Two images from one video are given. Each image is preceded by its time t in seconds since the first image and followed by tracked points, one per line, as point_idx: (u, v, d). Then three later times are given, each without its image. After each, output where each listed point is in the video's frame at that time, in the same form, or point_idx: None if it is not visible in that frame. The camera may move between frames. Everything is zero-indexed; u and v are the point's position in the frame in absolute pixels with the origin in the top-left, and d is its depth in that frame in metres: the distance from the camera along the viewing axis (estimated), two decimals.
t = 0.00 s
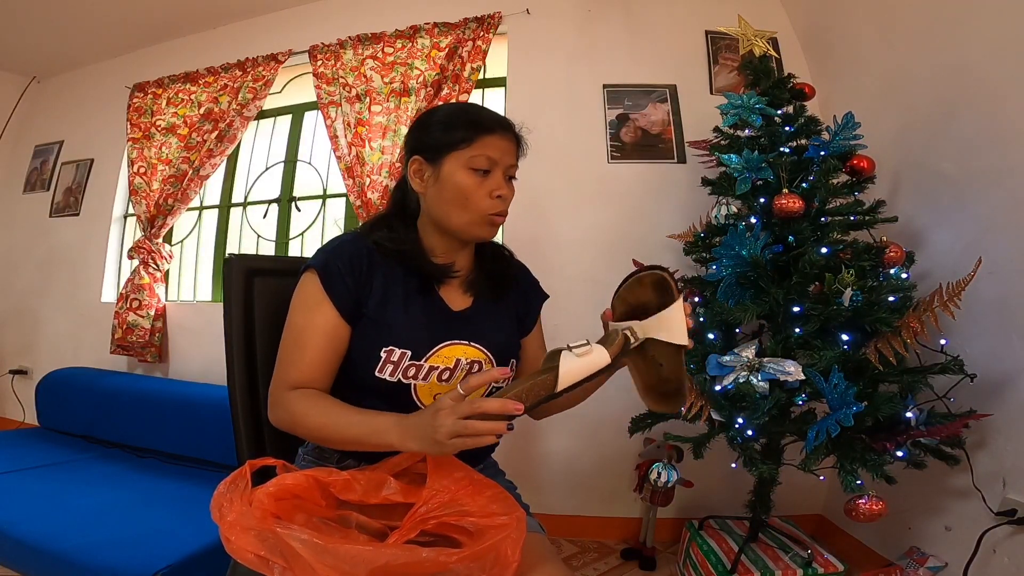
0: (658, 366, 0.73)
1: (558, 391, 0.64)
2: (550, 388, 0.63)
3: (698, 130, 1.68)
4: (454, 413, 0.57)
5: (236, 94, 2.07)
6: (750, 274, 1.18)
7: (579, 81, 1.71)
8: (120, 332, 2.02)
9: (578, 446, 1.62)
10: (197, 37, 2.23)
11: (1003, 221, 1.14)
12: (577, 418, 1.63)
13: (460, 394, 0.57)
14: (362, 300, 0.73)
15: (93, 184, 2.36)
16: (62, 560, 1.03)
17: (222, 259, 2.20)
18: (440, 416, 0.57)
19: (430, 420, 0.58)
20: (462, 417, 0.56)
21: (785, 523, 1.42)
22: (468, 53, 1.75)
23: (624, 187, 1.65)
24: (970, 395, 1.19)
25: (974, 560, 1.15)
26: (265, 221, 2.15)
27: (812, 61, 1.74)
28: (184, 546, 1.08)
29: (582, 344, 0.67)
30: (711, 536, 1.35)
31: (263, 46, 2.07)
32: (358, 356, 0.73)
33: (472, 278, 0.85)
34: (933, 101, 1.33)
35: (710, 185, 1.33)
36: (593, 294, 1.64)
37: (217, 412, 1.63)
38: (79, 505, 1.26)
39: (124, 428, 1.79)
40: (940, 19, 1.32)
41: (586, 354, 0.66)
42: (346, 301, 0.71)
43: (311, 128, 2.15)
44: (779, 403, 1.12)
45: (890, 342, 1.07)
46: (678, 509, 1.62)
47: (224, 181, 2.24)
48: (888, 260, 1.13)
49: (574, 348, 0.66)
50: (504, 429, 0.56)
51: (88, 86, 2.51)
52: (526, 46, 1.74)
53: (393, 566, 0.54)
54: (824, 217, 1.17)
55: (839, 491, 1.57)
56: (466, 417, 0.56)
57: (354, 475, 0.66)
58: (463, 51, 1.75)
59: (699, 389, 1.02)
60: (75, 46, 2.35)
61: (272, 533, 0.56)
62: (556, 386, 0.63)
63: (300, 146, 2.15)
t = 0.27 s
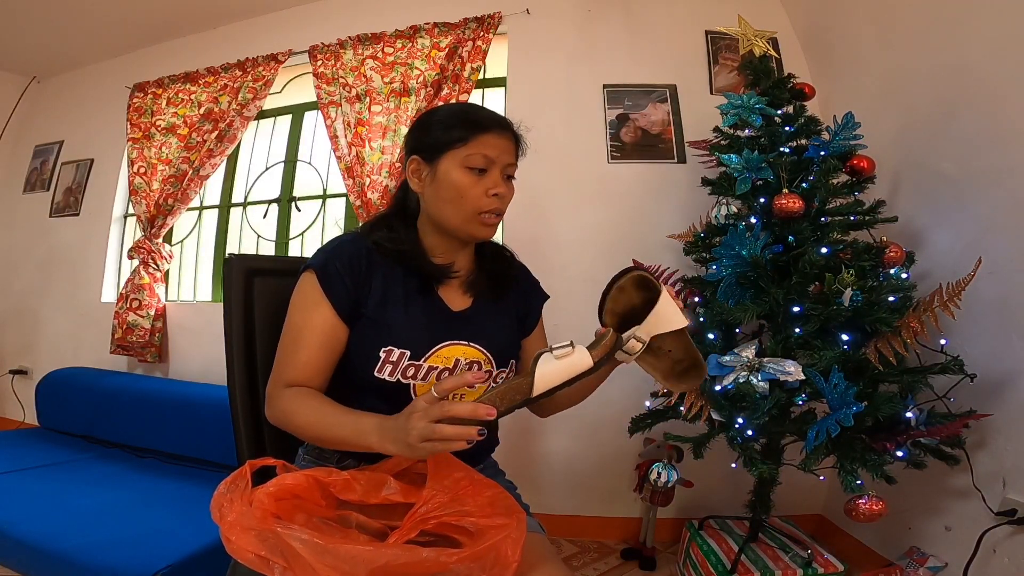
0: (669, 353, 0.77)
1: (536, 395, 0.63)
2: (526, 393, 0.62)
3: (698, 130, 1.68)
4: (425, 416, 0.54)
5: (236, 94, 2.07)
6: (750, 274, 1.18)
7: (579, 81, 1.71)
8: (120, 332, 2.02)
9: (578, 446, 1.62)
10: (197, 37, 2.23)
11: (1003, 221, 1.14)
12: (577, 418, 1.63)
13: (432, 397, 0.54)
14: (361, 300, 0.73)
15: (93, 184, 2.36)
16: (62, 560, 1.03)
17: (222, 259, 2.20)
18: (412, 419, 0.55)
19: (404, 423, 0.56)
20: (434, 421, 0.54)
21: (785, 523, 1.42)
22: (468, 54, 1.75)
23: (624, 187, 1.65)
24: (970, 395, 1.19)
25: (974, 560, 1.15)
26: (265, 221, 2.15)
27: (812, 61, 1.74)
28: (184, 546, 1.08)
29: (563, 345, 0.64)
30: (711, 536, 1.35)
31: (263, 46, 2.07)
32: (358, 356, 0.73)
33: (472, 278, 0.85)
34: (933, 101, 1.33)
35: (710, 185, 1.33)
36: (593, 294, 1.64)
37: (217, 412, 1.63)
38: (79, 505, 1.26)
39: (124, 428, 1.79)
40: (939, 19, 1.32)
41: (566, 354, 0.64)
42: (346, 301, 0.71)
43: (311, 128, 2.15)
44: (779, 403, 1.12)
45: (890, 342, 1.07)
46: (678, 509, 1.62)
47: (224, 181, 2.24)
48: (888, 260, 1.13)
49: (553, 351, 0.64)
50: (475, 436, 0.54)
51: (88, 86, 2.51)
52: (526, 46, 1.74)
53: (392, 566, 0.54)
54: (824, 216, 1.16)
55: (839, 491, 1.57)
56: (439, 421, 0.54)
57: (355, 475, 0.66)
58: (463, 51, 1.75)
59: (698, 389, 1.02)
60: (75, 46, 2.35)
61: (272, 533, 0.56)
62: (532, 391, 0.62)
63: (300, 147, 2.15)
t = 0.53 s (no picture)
0: (683, 326, 0.79)
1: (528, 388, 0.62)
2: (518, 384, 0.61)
3: (698, 129, 1.68)
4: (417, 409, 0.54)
5: (236, 94, 2.07)
6: (750, 274, 1.18)
7: (579, 81, 1.71)
8: (120, 332, 2.02)
9: (578, 446, 1.62)
10: (197, 37, 2.23)
11: (1003, 221, 1.14)
12: (577, 418, 1.63)
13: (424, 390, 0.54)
14: (359, 300, 0.74)
15: (94, 184, 2.36)
16: (62, 560, 1.03)
17: (222, 259, 2.20)
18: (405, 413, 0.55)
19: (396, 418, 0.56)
20: (425, 414, 0.53)
21: (785, 523, 1.42)
22: (468, 54, 1.75)
23: (623, 187, 1.65)
24: (970, 395, 1.19)
25: (974, 560, 1.15)
26: (265, 221, 2.15)
27: (812, 61, 1.74)
28: (184, 546, 1.08)
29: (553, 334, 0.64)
30: (711, 535, 1.35)
31: (263, 46, 2.07)
32: (357, 356, 0.73)
33: (471, 278, 0.85)
34: (933, 101, 1.33)
35: (710, 185, 1.33)
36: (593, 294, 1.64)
37: (217, 412, 1.63)
38: (79, 505, 1.26)
39: (124, 428, 1.79)
40: (940, 19, 1.32)
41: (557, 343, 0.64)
42: (344, 301, 0.71)
43: (311, 128, 2.15)
44: (780, 403, 1.12)
45: (890, 343, 1.07)
46: (678, 509, 1.62)
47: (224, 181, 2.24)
48: (888, 260, 1.13)
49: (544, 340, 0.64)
50: (467, 427, 0.52)
51: (88, 86, 2.51)
52: (526, 46, 1.74)
53: (392, 566, 0.54)
54: (824, 217, 1.16)
55: (839, 491, 1.57)
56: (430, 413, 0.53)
57: (354, 475, 0.66)
58: (463, 51, 1.75)
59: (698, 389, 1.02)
60: (75, 46, 2.35)
61: (272, 533, 0.56)
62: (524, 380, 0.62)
63: (300, 147, 2.15)
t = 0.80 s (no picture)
0: (678, 303, 0.79)
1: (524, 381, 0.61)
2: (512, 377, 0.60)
3: (698, 129, 1.68)
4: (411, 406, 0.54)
5: (236, 94, 2.07)
6: (750, 274, 1.17)
7: (579, 81, 1.71)
8: (120, 332, 2.02)
9: (578, 446, 1.62)
10: (197, 37, 2.23)
11: (1003, 221, 1.14)
12: (577, 418, 1.63)
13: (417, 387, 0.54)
14: (357, 301, 0.74)
15: (94, 184, 2.36)
16: (62, 561, 1.03)
17: (222, 259, 2.20)
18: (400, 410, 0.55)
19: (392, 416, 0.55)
20: (420, 410, 0.53)
21: (785, 523, 1.42)
22: (468, 53, 1.75)
23: (623, 187, 1.65)
24: (970, 395, 1.19)
25: (974, 560, 1.15)
26: (265, 221, 2.15)
27: (812, 61, 1.74)
28: (185, 546, 1.08)
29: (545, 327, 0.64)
30: (711, 535, 1.35)
31: (263, 46, 2.07)
32: (356, 356, 0.73)
33: (471, 278, 0.85)
34: (933, 101, 1.33)
35: (710, 185, 1.33)
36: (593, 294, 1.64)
37: (217, 412, 1.63)
38: (78, 505, 1.26)
39: (125, 428, 1.79)
40: (940, 19, 1.32)
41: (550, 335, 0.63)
42: (342, 302, 0.71)
43: (311, 128, 2.15)
44: (780, 403, 1.12)
45: (890, 342, 1.07)
46: (678, 509, 1.62)
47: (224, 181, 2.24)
48: (887, 260, 1.13)
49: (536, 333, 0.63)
50: (462, 422, 0.52)
51: (88, 86, 2.51)
52: (526, 46, 1.74)
53: (392, 566, 0.55)
54: (824, 216, 1.16)
55: (839, 491, 1.57)
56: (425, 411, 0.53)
57: (354, 475, 0.66)
58: (463, 51, 1.75)
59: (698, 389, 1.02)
60: (75, 46, 2.35)
61: (272, 533, 0.56)
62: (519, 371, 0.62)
63: (300, 147, 2.15)
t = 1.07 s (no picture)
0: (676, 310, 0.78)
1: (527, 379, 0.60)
2: (513, 376, 0.59)
3: (698, 129, 1.68)
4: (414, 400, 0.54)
5: (236, 94, 2.07)
6: (750, 275, 1.17)
7: (580, 81, 1.71)
8: (120, 332, 2.03)
9: (578, 446, 1.62)
10: (197, 37, 2.23)
11: (1003, 221, 1.14)
12: (577, 417, 1.63)
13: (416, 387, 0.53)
14: (357, 300, 0.74)
15: (94, 183, 2.36)
16: (62, 561, 1.03)
17: (222, 259, 2.20)
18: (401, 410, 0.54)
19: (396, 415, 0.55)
20: (422, 412, 0.53)
21: (785, 523, 1.42)
22: (468, 53, 1.75)
23: (623, 187, 1.65)
24: (970, 395, 1.19)
25: (974, 560, 1.15)
26: (265, 221, 2.15)
27: (812, 61, 1.74)
28: (185, 546, 1.08)
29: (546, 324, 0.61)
30: (711, 535, 1.35)
31: (263, 46, 2.07)
32: (356, 356, 0.73)
33: (470, 278, 0.85)
34: (933, 101, 1.33)
35: (710, 185, 1.33)
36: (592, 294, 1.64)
37: (217, 412, 1.63)
38: (78, 505, 1.26)
39: (125, 428, 1.79)
40: (940, 19, 1.32)
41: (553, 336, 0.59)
42: (342, 301, 0.71)
43: (311, 128, 2.15)
44: (780, 403, 1.12)
45: (890, 342, 1.07)
46: (678, 509, 1.62)
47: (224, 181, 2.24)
48: (888, 260, 1.13)
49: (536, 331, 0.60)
50: (466, 424, 0.52)
51: (88, 86, 2.51)
52: (526, 46, 1.74)
53: (392, 566, 0.55)
54: (824, 216, 1.16)
55: (839, 491, 1.57)
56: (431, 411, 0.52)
57: (354, 475, 0.66)
58: (463, 51, 1.75)
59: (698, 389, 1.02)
60: (75, 45, 2.35)
61: (272, 533, 0.56)
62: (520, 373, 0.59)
63: (300, 147, 2.15)
